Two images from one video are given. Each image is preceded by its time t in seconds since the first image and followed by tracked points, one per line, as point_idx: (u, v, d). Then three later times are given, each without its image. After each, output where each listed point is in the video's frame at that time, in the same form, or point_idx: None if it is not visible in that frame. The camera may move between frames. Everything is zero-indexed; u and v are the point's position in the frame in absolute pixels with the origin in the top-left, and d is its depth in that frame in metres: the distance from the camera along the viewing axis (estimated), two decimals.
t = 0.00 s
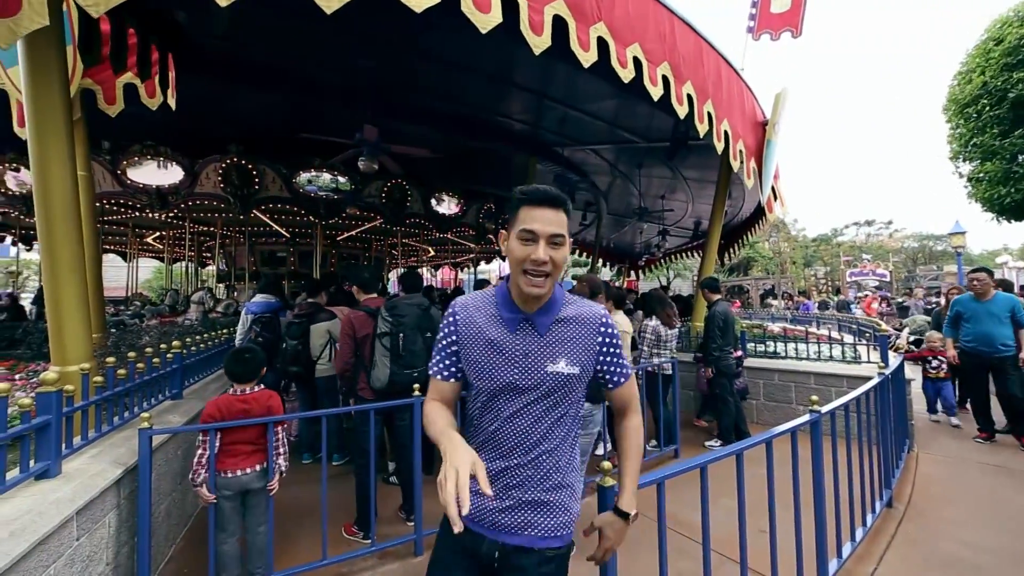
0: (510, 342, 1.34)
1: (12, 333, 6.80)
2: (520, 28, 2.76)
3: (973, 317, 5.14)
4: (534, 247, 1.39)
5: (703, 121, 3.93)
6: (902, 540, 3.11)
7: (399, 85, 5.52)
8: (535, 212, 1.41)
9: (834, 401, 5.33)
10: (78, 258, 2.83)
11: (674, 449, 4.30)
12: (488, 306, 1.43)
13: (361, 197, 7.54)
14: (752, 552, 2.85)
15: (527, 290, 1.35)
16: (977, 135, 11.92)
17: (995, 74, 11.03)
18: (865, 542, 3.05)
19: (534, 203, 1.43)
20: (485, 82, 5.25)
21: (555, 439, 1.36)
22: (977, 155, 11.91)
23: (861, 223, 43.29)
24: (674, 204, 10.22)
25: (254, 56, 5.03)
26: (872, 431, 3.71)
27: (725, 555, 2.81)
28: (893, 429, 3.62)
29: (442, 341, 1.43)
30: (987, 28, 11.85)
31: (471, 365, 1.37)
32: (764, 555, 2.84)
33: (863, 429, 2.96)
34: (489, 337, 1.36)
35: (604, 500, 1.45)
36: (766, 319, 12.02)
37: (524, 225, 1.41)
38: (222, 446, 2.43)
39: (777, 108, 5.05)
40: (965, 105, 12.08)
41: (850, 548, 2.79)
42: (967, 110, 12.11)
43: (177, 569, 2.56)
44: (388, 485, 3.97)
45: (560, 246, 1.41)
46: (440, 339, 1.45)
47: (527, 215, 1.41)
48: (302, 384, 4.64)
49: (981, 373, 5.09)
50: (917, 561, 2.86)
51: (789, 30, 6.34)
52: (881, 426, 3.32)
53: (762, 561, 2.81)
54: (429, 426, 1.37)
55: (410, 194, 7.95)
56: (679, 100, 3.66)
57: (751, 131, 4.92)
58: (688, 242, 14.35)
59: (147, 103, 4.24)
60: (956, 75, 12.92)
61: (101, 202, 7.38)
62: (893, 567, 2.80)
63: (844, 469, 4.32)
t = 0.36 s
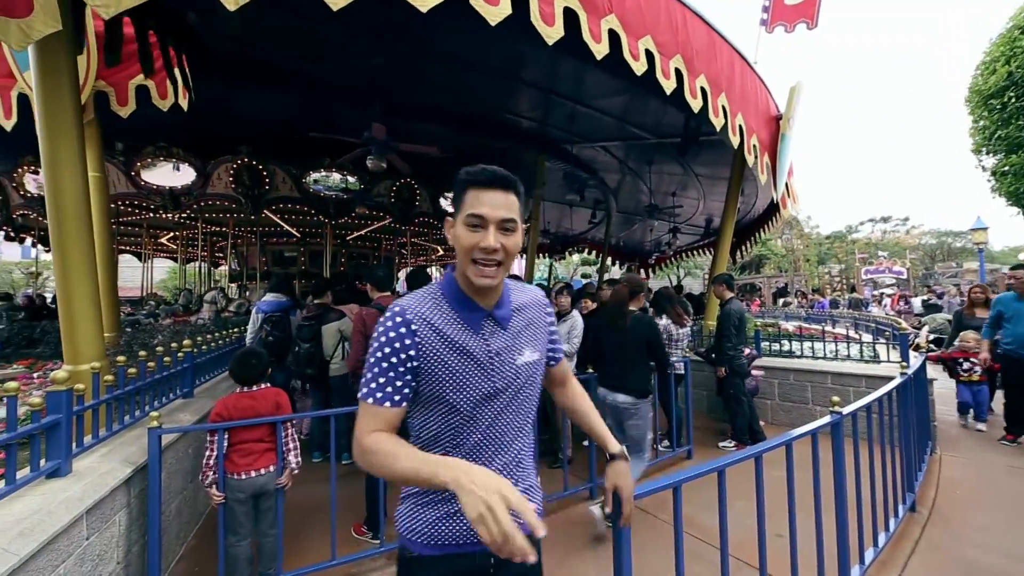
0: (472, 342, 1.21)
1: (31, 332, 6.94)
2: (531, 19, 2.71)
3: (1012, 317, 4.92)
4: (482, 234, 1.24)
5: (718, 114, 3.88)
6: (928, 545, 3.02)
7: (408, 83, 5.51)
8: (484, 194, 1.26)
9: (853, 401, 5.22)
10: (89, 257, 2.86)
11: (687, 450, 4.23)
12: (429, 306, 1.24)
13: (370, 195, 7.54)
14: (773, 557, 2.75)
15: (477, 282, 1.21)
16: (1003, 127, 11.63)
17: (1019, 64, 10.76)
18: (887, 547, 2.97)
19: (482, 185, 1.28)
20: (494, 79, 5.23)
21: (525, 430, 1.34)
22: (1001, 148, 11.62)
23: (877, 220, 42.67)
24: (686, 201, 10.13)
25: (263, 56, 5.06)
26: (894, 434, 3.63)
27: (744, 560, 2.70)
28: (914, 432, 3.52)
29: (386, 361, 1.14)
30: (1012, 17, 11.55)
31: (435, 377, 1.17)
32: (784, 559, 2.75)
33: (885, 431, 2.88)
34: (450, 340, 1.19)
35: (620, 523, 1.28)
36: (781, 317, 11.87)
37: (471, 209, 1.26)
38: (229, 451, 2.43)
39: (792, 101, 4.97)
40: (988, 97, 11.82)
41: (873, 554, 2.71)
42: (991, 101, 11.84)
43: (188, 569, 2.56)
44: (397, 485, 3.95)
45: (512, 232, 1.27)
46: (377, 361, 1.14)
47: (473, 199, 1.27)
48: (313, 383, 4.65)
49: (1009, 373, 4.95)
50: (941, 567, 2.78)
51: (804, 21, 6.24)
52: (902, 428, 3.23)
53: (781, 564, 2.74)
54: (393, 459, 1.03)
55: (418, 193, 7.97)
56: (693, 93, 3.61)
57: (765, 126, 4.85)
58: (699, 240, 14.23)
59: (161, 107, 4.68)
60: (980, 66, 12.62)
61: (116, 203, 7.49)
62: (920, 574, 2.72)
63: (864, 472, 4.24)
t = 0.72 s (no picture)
0: (444, 346, 1.17)
1: (60, 330, 7.14)
2: (545, 7, 2.65)
3: None
4: (449, 229, 1.17)
5: (740, 101, 3.81)
6: (962, 547, 2.93)
7: (420, 78, 5.51)
8: (446, 185, 1.17)
9: (881, 397, 5.09)
10: (110, 254, 2.92)
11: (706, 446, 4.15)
12: (396, 318, 1.13)
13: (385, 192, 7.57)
14: (799, 558, 2.69)
15: (445, 282, 1.17)
16: None
17: None
18: (920, 548, 2.87)
19: (443, 174, 1.18)
20: (507, 72, 5.20)
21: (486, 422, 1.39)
22: None
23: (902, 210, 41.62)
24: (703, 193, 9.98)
25: (277, 55, 5.10)
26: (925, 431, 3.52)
27: (767, 560, 2.65)
28: (946, 429, 3.41)
29: (388, 395, 1.01)
30: None
31: (427, 395, 1.11)
32: (810, 559, 2.69)
33: (916, 428, 2.79)
34: (429, 351, 1.13)
35: (640, 511, 1.20)
36: (804, 311, 11.62)
37: (433, 202, 1.17)
38: (245, 447, 2.45)
39: (814, 87, 4.84)
40: (1023, 80, 11.38)
41: (904, 555, 2.62)
42: None
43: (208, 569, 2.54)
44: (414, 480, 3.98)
45: (479, 225, 1.21)
46: (378, 397, 1.00)
47: (432, 190, 1.17)
48: (331, 379, 4.69)
49: None
50: (977, 571, 2.69)
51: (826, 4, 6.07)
52: (934, 425, 3.12)
53: (808, 566, 2.67)
54: (460, 476, 0.95)
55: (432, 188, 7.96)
56: (712, 80, 3.54)
57: (787, 114, 4.74)
58: (718, 233, 14.02)
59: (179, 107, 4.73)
60: (1014, 47, 12.14)
61: (139, 204, 7.66)
62: None
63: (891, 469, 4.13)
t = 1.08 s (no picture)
0: (449, 343, 1.20)
1: (64, 328, 7.16)
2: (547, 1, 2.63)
3: None
4: (466, 233, 1.17)
5: (747, 95, 3.79)
6: (969, 546, 2.91)
7: (421, 74, 5.50)
8: (464, 187, 1.16)
9: (886, 394, 5.05)
10: (112, 252, 2.92)
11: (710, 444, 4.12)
12: (412, 321, 1.12)
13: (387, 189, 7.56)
14: (804, 556, 2.67)
15: (460, 284, 1.18)
16: None
17: None
18: (926, 548, 2.85)
19: (460, 175, 1.17)
20: (509, 67, 5.17)
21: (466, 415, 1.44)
22: None
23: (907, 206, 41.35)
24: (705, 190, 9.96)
25: (278, 52, 5.10)
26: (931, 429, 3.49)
27: (772, 559, 2.64)
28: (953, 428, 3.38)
29: (436, 396, 1.02)
30: None
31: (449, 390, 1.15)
32: (815, 557, 2.68)
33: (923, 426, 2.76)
34: (445, 348, 1.15)
35: (644, 508, 1.19)
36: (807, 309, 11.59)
37: (451, 204, 1.15)
38: (249, 440, 2.46)
39: (820, 82, 4.81)
40: None
41: (910, 555, 2.60)
42: None
43: (208, 568, 2.52)
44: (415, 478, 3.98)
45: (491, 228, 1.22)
46: (428, 398, 1.00)
47: (445, 190, 1.16)
48: (333, 376, 4.69)
49: None
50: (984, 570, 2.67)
51: None
52: (940, 423, 3.09)
53: (812, 564, 2.65)
54: (519, 445, 1.07)
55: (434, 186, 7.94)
56: (718, 74, 3.52)
57: (794, 108, 4.70)
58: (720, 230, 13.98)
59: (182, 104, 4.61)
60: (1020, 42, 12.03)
61: (142, 202, 7.68)
62: None
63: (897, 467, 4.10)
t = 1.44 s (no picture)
0: (444, 326, 1.22)
1: (73, 328, 7.22)
2: None
3: None
4: (450, 210, 1.18)
5: (753, 91, 3.76)
6: (978, 549, 2.88)
7: (425, 74, 5.50)
8: (450, 169, 1.20)
9: (895, 395, 4.99)
10: (116, 251, 2.94)
11: (714, 444, 4.10)
12: (404, 300, 1.14)
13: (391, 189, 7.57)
14: (809, 558, 2.66)
15: (441, 259, 1.18)
16: None
17: None
18: (934, 550, 2.83)
19: (446, 158, 1.21)
20: (513, 66, 5.16)
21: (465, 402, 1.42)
22: None
23: (916, 204, 40.98)
24: (711, 188, 9.92)
25: (283, 53, 5.12)
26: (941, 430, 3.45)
27: (777, 561, 2.62)
28: (962, 428, 3.34)
29: (418, 371, 1.03)
30: None
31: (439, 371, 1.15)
32: (820, 559, 2.67)
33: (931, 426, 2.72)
34: (437, 329, 1.16)
35: (643, 509, 1.19)
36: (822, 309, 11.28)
37: (436, 180, 1.18)
38: (252, 439, 2.46)
39: (827, 79, 4.77)
40: None
41: (919, 557, 2.57)
42: None
43: (210, 568, 2.53)
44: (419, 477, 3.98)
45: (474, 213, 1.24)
46: (410, 372, 1.01)
47: (432, 173, 1.19)
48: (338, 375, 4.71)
49: None
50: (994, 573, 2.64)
51: None
52: (949, 423, 3.05)
53: (817, 566, 2.63)
54: (489, 426, 1.05)
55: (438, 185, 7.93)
56: (723, 70, 3.50)
57: (801, 105, 4.66)
58: (726, 229, 13.93)
59: (188, 106, 4.65)
60: None
61: (149, 202, 7.74)
62: None
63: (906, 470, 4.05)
